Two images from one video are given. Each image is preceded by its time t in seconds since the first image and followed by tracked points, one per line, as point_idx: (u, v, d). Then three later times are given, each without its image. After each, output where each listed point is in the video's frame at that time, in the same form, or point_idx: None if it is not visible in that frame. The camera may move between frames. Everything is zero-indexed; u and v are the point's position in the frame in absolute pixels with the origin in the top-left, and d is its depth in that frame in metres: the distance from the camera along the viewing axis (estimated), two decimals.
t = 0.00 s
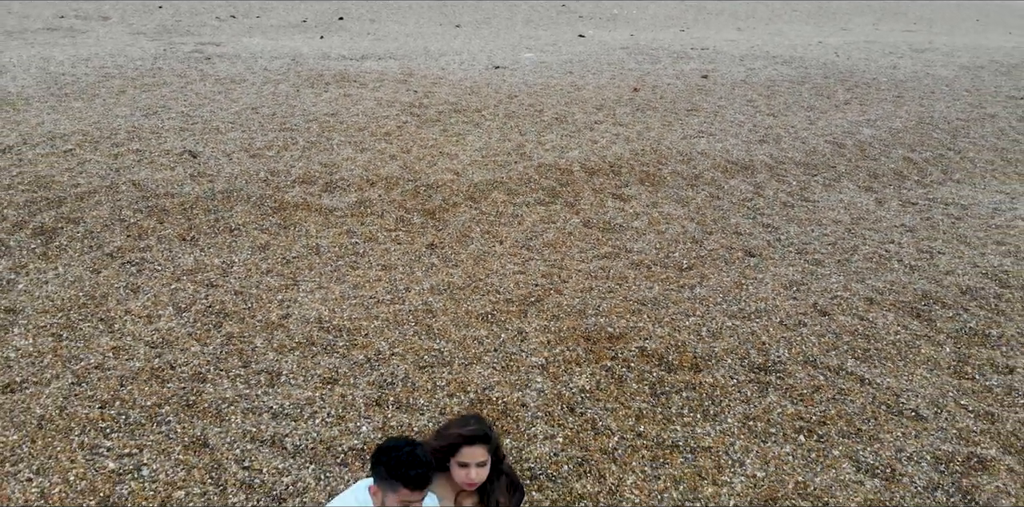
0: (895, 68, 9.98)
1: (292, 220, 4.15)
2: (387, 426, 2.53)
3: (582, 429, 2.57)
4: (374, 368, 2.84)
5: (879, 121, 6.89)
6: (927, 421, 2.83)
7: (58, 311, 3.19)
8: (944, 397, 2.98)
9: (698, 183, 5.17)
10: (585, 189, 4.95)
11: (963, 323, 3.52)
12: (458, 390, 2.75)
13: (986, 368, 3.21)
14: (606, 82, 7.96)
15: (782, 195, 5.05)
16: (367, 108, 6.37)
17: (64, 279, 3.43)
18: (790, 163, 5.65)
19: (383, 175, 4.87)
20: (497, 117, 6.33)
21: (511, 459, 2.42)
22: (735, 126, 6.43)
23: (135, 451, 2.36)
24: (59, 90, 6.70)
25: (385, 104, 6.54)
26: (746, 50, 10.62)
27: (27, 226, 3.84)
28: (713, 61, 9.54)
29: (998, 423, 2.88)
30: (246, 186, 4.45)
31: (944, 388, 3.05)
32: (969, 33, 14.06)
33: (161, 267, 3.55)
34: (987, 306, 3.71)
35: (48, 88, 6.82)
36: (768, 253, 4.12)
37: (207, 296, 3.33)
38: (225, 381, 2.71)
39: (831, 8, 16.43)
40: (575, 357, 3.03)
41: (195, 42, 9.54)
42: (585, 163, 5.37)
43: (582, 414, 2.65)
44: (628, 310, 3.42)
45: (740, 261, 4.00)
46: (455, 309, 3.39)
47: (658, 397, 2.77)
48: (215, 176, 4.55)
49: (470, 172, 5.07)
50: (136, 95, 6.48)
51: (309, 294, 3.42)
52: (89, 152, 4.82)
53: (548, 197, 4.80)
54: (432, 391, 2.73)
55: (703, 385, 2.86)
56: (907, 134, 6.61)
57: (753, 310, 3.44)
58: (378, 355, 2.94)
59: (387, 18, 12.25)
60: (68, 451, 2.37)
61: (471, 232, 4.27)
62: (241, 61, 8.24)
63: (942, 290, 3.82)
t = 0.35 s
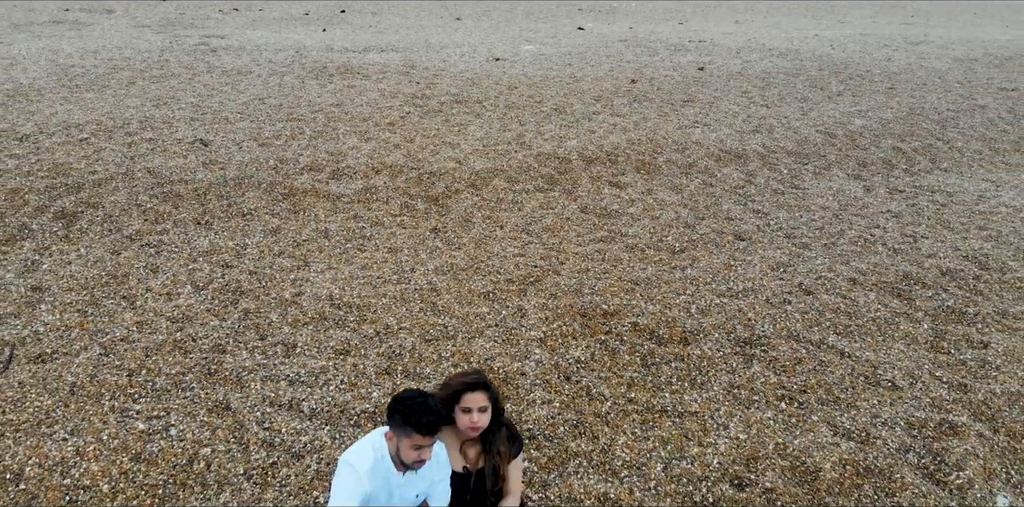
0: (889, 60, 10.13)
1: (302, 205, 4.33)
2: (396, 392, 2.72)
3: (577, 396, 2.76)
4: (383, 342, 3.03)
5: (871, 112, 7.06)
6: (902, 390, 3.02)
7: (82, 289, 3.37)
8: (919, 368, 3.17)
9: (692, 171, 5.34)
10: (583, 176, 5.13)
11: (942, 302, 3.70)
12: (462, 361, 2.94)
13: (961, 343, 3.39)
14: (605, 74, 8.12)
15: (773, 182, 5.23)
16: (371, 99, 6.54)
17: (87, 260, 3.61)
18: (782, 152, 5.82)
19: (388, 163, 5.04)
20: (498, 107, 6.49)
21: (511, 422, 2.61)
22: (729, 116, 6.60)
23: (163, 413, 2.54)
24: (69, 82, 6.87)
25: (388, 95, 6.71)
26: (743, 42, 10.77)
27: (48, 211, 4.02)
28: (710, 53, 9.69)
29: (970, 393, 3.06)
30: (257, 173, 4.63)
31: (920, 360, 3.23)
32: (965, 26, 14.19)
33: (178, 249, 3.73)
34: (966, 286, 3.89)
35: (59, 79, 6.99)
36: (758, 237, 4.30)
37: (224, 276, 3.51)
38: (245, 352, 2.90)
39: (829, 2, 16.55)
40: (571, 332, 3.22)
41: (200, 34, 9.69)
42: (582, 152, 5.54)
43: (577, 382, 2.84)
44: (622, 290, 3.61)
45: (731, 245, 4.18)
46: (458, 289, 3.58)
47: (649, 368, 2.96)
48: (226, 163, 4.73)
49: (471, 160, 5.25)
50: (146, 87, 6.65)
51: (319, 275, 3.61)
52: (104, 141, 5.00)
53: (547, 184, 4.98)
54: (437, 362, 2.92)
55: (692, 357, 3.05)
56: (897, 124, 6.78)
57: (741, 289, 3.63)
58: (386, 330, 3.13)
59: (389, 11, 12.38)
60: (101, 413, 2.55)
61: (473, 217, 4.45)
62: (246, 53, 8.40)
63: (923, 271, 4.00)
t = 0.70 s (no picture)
0: (883, 51, 10.31)
1: (311, 188, 4.54)
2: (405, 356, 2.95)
3: (572, 362, 2.99)
4: (392, 313, 3.26)
5: (862, 101, 7.26)
6: (875, 355, 3.24)
7: (108, 265, 3.58)
8: (893, 337, 3.39)
9: (686, 157, 5.55)
10: (580, 162, 5.34)
11: (919, 278, 3.92)
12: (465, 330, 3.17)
13: (934, 315, 3.61)
14: (603, 64, 8.31)
15: (763, 168, 5.44)
16: (376, 88, 6.73)
17: (111, 237, 3.82)
18: (772, 139, 6.03)
19: (393, 149, 5.25)
20: (499, 96, 6.69)
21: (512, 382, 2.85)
22: (723, 105, 6.80)
23: (191, 373, 2.76)
24: (81, 72, 7.06)
25: (392, 84, 6.91)
26: (739, 34, 10.94)
27: (72, 192, 4.23)
28: (707, 44, 9.87)
29: (940, 360, 3.28)
30: (268, 158, 4.84)
31: (895, 330, 3.45)
32: (961, 18, 14.36)
33: (196, 229, 3.94)
34: (942, 264, 4.11)
35: (71, 69, 7.18)
36: (746, 219, 4.52)
37: (240, 253, 3.72)
38: (264, 320, 3.12)
39: None
40: (567, 304, 3.46)
41: (206, 25, 9.87)
42: (580, 138, 5.75)
43: (572, 350, 3.07)
44: (616, 267, 3.83)
45: (720, 225, 4.39)
46: (461, 266, 3.80)
47: (639, 337, 3.19)
48: (238, 149, 4.94)
49: (473, 146, 5.45)
50: (156, 76, 6.84)
51: (331, 252, 3.83)
52: (120, 128, 5.20)
53: (546, 169, 5.19)
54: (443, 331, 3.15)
55: (679, 327, 3.28)
56: (887, 113, 6.98)
57: (728, 266, 3.85)
58: (395, 303, 3.36)
59: (391, 2, 12.54)
60: (133, 373, 2.77)
61: (475, 199, 4.67)
62: (252, 44, 8.58)
63: (902, 249, 4.21)
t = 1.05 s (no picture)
0: (876, 43, 10.49)
1: (320, 173, 4.74)
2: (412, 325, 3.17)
3: (567, 331, 3.22)
4: (399, 288, 3.48)
5: (852, 91, 7.45)
6: (853, 326, 3.45)
7: (129, 242, 3.78)
8: (870, 309, 3.60)
9: (679, 144, 5.75)
10: (577, 149, 5.54)
11: (898, 256, 4.12)
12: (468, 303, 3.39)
13: (911, 290, 3.81)
14: (600, 55, 8.50)
15: (753, 155, 5.64)
16: (379, 78, 6.92)
17: (131, 218, 4.02)
18: (764, 128, 6.22)
19: (397, 136, 5.45)
20: (499, 86, 6.88)
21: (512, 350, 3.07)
22: (716, 95, 6.99)
23: (213, 338, 2.97)
24: (92, 63, 7.24)
25: (395, 75, 7.10)
26: (736, 26, 11.12)
27: (91, 176, 4.43)
28: (703, 36, 10.04)
29: (914, 330, 3.49)
30: (278, 145, 5.04)
31: (873, 303, 3.65)
32: (956, 11, 14.52)
33: (211, 210, 4.15)
34: (921, 244, 4.31)
35: (82, 60, 7.37)
36: (735, 202, 4.72)
37: (254, 232, 3.93)
38: (279, 293, 3.33)
39: None
40: (563, 280, 3.67)
41: (211, 18, 10.04)
42: (578, 127, 5.94)
43: (568, 321, 3.29)
44: (610, 246, 4.04)
45: (710, 209, 4.60)
46: (463, 246, 4.01)
47: (630, 310, 3.41)
48: (249, 136, 5.14)
49: (474, 134, 5.65)
50: (166, 67, 7.03)
51: (340, 232, 4.04)
52: (134, 116, 5.40)
53: (545, 156, 5.38)
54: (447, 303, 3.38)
55: (668, 301, 3.50)
56: (876, 103, 7.18)
57: (716, 246, 4.06)
58: (401, 279, 3.57)
59: None
60: (159, 338, 2.97)
61: (476, 184, 4.87)
62: (257, 35, 8.76)
63: (884, 230, 4.42)
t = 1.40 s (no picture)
0: (870, 35, 10.68)
1: (328, 158, 4.96)
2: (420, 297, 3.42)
3: (564, 304, 3.46)
4: (407, 265, 3.71)
5: (843, 82, 7.66)
6: (832, 298, 3.69)
7: (150, 222, 4.00)
8: (849, 283, 3.84)
9: (674, 132, 5.96)
10: (575, 136, 5.75)
11: (879, 236, 4.35)
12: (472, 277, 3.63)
13: (890, 266, 4.04)
14: (599, 47, 8.69)
15: (745, 142, 5.86)
16: (382, 69, 7.11)
17: (151, 200, 4.24)
18: (756, 117, 6.44)
19: (402, 124, 5.66)
20: (499, 76, 7.09)
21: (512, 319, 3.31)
22: (711, 86, 7.20)
23: (235, 308, 3.20)
24: (104, 54, 7.44)
25: (398, 65, 7.30)
26: (732, 18, 11.30)
27: (111, 161, 4.64)
28: (700, 28, 10.23)
29: (890, 303, 3.71)
30: (287, 132, 5.26)
31: (853, 279, 3.88)
32: (951, 4, 14.69)
33: (227, 193, 4.37)
34: (902, 224, 4.53)
35: (93, 51, 7.56)
36: (726, 186, 4.95)
37: (269, 213, 4.16)
38: (294, 268, 3.57)
39: None
40: (560, 258, 3.91)
41: (216, 10, 10.22)
42: (576, 115, 6.15)
43: (565, 295, 3.54)
44: (605, 227, 4.27)
45: (701, 193, 4.83)
46: (466, 226, 4.24)
47: (623, 285, 3.65)
48: (260, 123, 5.35)
49: (475, 122, 5.86)
50: (175, 57, 7.23)
51: (349, 213, 4.26)
52: (148, 104, 5.61)
53: (544, 143, 5.60)
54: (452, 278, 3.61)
55: (658, 277, 3.74)
56: (866, 93, 7.39)
57: (706, 227, 4.29)
58: (408, 256, 3.81)
59: None
60: (184, 307, 3.20)
61: (478, 169, 5.09)
62: (263, 27, 8.95)
63: (867, 212, 4.65)
